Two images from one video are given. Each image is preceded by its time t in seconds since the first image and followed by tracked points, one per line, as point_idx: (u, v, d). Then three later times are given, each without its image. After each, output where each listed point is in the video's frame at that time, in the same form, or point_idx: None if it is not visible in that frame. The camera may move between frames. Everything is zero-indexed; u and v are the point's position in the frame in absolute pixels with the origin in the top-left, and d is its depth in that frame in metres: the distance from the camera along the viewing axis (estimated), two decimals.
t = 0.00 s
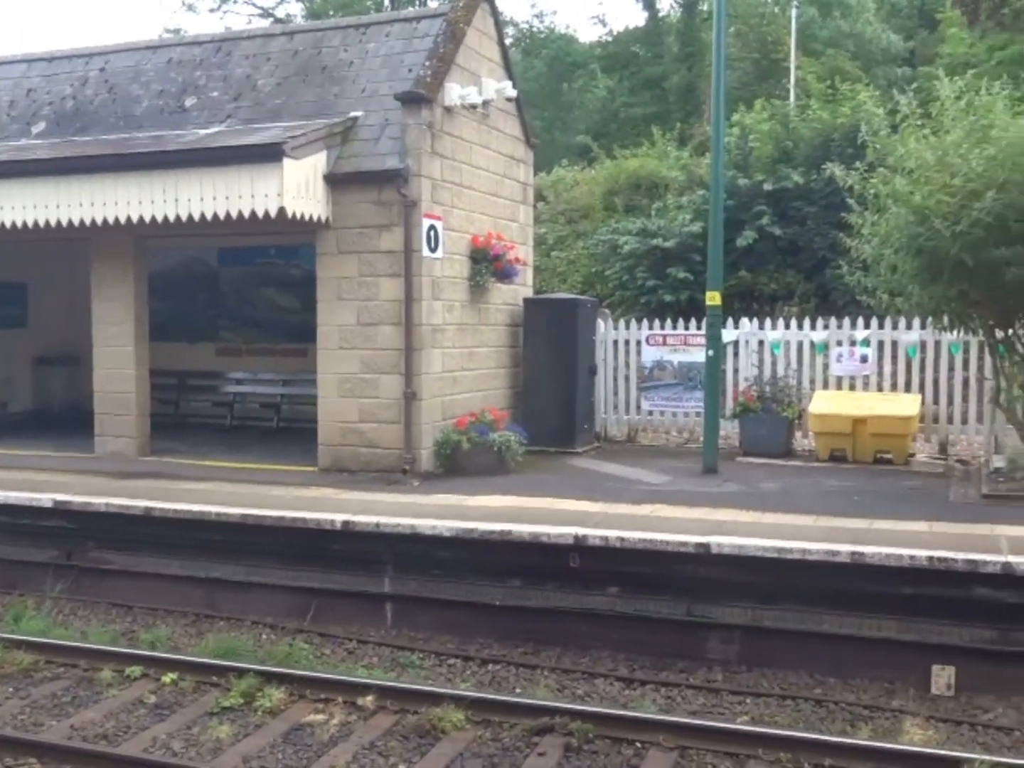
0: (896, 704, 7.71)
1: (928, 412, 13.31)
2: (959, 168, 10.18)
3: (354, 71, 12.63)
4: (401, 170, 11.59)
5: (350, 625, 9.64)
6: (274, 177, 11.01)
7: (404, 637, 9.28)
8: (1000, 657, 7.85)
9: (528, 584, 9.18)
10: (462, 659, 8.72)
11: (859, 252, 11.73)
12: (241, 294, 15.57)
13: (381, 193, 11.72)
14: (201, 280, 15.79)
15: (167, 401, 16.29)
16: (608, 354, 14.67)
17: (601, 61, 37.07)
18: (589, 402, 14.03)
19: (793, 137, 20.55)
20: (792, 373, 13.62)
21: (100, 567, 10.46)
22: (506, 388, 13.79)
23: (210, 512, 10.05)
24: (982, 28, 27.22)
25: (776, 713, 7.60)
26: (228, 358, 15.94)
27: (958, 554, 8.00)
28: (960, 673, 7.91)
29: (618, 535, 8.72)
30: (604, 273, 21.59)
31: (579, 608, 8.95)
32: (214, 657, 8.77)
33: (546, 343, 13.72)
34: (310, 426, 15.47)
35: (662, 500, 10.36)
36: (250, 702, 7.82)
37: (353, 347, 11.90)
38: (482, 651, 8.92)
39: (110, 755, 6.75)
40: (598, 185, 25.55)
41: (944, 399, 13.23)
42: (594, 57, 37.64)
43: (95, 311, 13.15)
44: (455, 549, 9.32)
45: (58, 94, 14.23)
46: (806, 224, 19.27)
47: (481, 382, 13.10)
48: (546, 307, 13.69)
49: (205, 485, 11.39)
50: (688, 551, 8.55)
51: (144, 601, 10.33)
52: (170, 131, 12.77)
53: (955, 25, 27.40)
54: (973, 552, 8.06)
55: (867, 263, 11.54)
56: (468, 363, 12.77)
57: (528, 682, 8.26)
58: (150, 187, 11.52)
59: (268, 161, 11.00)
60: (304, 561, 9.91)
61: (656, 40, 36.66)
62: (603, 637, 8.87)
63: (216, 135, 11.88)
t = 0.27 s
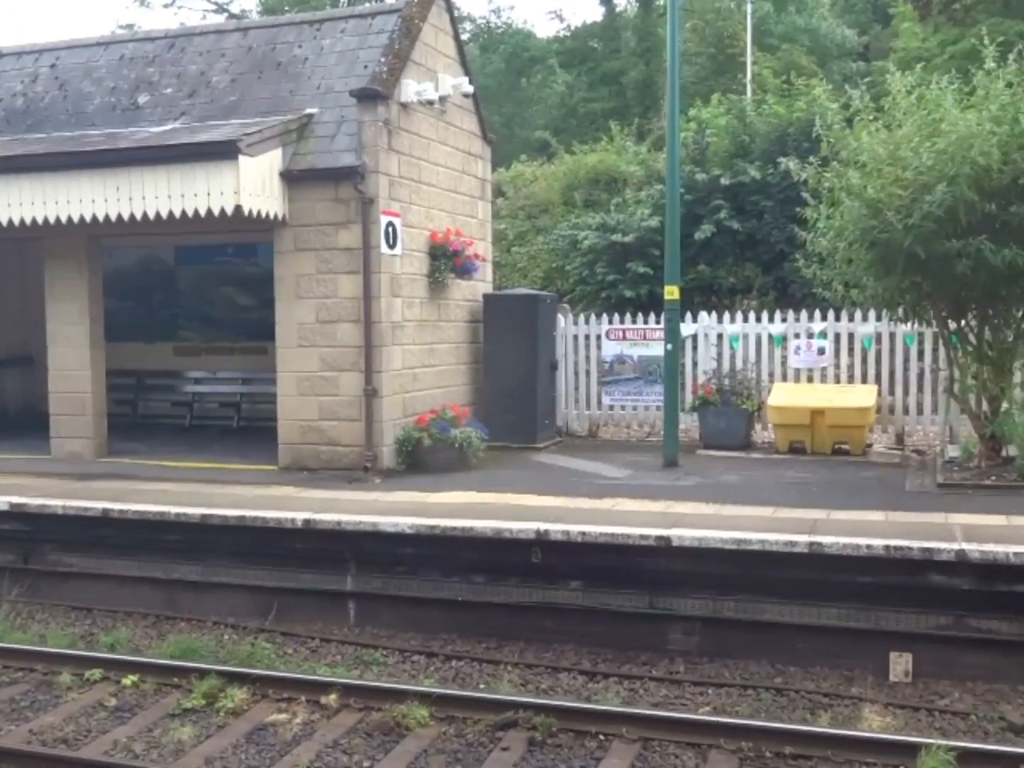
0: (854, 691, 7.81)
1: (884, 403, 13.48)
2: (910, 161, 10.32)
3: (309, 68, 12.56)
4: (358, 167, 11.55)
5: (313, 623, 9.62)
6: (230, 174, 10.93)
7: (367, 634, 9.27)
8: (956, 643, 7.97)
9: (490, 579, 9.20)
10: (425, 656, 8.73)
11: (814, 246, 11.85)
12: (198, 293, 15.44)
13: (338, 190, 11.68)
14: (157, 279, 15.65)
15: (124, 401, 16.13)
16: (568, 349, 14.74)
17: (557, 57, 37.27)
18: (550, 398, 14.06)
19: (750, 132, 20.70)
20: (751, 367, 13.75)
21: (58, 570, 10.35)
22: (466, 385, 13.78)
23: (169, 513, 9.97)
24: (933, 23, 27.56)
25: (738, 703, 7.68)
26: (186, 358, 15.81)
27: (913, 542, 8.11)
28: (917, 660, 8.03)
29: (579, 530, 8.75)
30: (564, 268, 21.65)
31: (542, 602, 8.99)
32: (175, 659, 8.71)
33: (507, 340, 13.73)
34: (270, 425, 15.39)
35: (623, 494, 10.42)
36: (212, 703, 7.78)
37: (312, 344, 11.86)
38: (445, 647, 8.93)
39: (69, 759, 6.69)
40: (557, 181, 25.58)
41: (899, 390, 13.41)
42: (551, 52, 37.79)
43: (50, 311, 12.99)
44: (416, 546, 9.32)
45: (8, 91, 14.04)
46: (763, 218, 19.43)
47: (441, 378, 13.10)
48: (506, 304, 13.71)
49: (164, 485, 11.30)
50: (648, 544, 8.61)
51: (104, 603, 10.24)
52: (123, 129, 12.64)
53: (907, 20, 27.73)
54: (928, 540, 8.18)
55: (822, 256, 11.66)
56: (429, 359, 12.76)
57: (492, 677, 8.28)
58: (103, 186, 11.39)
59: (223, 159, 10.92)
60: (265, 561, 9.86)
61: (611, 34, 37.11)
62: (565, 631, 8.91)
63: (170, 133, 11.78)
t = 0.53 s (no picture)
0: (826, 684, 7.87)
1: (859, 399, 13.57)
2: (884, 159, 10.39)
3: (285, 62, 12.51)
4: (333, 161, 11.52)
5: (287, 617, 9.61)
6: (204, 168, 10.88)
7: (342, 628, 9.28)
8: (926, 637, 8.04)
9: (464, 574, 9.21)
10: (400, 650, 8.74)
11: (789, 242, 11.91)
12: (173, 287, 15.37)
13: (313, 184, 11.65)
14: (132, 272, 15.56)
15: (98, 395, 16.03)
16: (544, 344, 14.79)
17: (538, 50, 37.71)
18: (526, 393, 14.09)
19: (726, 129, 20.76)
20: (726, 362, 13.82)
21: (31, 564, 10.29)
22: (442, 380, 13.80)
23: (142, 507, 9.93)
24: (909, 21, 27.71)
25: (710, 696, 7.73)
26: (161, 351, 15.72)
27: (884, 537, 8.15)
28: (888, 654, 8.10)
29: (554, 524, 8.76)
30: (542, 263, 21.68)
31: (516, 597, 9.01)
32: (148, 653, 8.68)
33: (482, 335, 13.78)
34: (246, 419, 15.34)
35: (598, 489, 10.45)
36: (186, 697, 7.77)
37: (287, 338, 11.85)
38: (419, 642, 8.94)
39: (40, 754, 6.67)
40: (535, 176, 25.59)
41: (873, 386, 13.51)
42: (530, 47, 37.85)
43: (23, 304, 12.90)
44: (391, 540, 9.32)
45: None
46: (739, 214, 19.49)
47: (417, 373, 13.10)
48: (482, 299, 13.78)
49: (139, 479, 11.25)
50: (622, 538, 8.63)
51: (77, 598, 10.19)
52: (97, 121, 12.56)
53: (883, 18, 27.87)
54: (899, 535, 8.23)
55: (797, 253, 11.72)
56: (404, 354, 12.75)
57: (466, 672, 8.30)
58: (77, 178, 11.32)
59: (198, 152, 10.87)
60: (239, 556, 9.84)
61: (589, 30, 37.31)
62: (540, 625, 8.95)
63: (144, 125, 11.71)
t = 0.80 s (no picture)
0: (799, 681, 7.93)
1: (833, 397, 13.66)
2: (858, 159, 10.46)
3: (261, 58, 12.46)
4: (309, 158, 11.48)
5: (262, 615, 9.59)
6: (179, 164, 10.82)
7: (316, 626, 9.27)
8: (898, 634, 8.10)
9: (439, 571, 9.21)
10: (374, 647, 8.73)
11: (764, 241, 11.97)
12: (148, 283, 15.28)
13: (288, 181, 11.61)
14: (106, 268, 15.46)
15: (72, 392, 15.92)
16: (521, 342, 14.79)
17: (516, 48, 38.15)
18: (502, 390, 14.08)
19: (703, 127, 20.81)
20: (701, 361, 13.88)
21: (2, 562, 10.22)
22: (418, 378, 13.78)
23: (116, 504, 9.88)
24: (885, 21, 27.87)
25: (684, 693, 7.77)
26: (135, 348, 15.63)
27: (856, 535, 8.19)
28: (860, 651, 8.16)
29: (529, 522, 8.77)
30: (518, 261, 21.70)
31: (491, 594, 9.02)
32: (121, 651, 8.64)
33: (458, 333, 13.73)
34: (221, 416, 15.29)
35: (573, 487, 10.47)
36: (159, 695, 7.73)
37: (262, 336, 11.81)
38: (395, 639, 8.94)
39: (11, 752, 6.63)
40: (512, 174, 25.60)
41: (847, 384, 13.59)
42: (507, 45, 37.91)
43: None
44: (366, 538, 9.31)
45: None
46: (715, 213, 19.56)
47: (393, 370, 13.08)
48: (458, 297, 13.72)
49: (112, 476, 11.19)
50: (596, 536, 8.65)
51: (49, 596, 10.13)
52: (71, 116, 12.47)
53: (859, 18, 28.03)
54: (871, 532, 8.28)
55: (772, 252, 11.78)
56: (380, 352, 12.73)
57: (441, 669, 8.31)
58: (50, 173, 11.24)
59: (172, 148, 10.81)
60: (213, 553, 9.81)
61: (566, 28, 37.66)
62: (514, 622, 8.97)
63: (119, 120, 11.64)
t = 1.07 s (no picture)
0: (764, 681, 7.98)
1: (802, 399, 13.74)
2: (828, 163, 10.55)
3: (234, 53, 12.39)
4: (281, 155, 11.43)
5: (229, 613, 9.55)
6: (150, 158, 10.74)
7: (284, 625, 9.24)
8: (863, 635, 8.16)
9: (407, 570, 9.20)
10: (342, 646, 8.71)
11: (734, 244, 12.03)
12: (118, 278, 15.16)
13: (260, 177, 11.56)
14: (75, 262, 15.33)
15: (39, 387, 15.78)
16: (492, 342, 14.79)
17: (492, 47, 38.31)
18: (473, 389, 14.07)
19: (677, 130, 20.87)
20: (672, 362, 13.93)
21: None
22: (389, 376, 13.76)
23: (82, 501, 9.80)
24: (858, 26, 28.05)
25: (651, 692, 7.80)
26: (103, 343, 15.49)
27: (823, 536, 8.23)
28: (826, 651, 8.22)
29: (498, 522, 8.78)
30: (492, 261, 21.70)
31: (460, 594, 9.02)
32: (86, 648, 8.57)
33: (430, 332, 13.70)
34: (190, 413, 15.20)
35: (543, 487, 10.48)
36: (123, 694, 7.68)
37: (232, 333, 11.76)
38: (362, 638, 8.93)
39: None
40: (486, 173, 25.60)
41: (816, 386, 13.69)
42: (483, 44, 37.93)
43: None
44: (334, 537, 9.28)
45: None
46: (688, 215, 19.64)
47: (364, 368, 13.05)
48: (429, 296, 13.69)
49: (78, 473, 11.10)
50: (565, 536, 8.67)
51: (14, 593, 10.04)
52: (40, 108, 12.36)
53: (832, 22, 28.22)
54: (838, 534, 8.32)
55: (742, 254, 11.85)
56: (350, 350, 12.69)
57: (408, 668, 8.30)
58: (19, 166, 11.14)
59: (143, 142, 10.73)
60: (180, 551, 9.75)
61: (542, 28, 37.84)
62: (483, 622, 8.97)
63: (89, 114, 11.54)
